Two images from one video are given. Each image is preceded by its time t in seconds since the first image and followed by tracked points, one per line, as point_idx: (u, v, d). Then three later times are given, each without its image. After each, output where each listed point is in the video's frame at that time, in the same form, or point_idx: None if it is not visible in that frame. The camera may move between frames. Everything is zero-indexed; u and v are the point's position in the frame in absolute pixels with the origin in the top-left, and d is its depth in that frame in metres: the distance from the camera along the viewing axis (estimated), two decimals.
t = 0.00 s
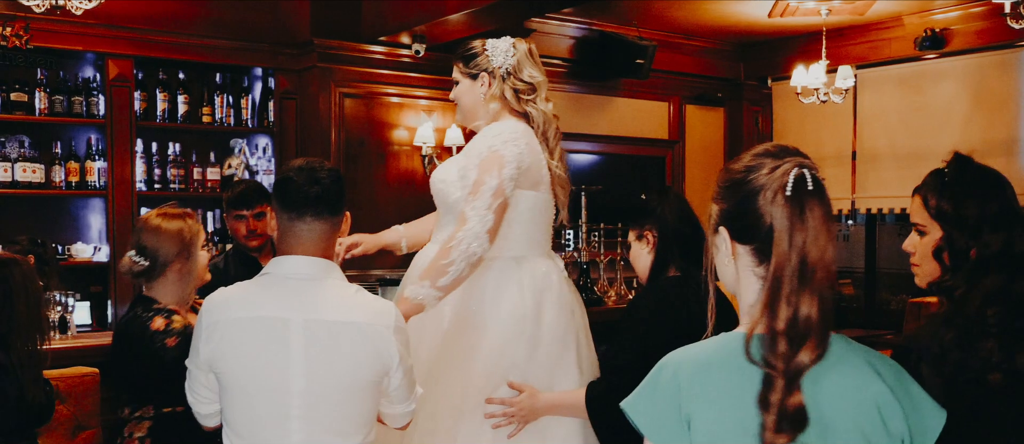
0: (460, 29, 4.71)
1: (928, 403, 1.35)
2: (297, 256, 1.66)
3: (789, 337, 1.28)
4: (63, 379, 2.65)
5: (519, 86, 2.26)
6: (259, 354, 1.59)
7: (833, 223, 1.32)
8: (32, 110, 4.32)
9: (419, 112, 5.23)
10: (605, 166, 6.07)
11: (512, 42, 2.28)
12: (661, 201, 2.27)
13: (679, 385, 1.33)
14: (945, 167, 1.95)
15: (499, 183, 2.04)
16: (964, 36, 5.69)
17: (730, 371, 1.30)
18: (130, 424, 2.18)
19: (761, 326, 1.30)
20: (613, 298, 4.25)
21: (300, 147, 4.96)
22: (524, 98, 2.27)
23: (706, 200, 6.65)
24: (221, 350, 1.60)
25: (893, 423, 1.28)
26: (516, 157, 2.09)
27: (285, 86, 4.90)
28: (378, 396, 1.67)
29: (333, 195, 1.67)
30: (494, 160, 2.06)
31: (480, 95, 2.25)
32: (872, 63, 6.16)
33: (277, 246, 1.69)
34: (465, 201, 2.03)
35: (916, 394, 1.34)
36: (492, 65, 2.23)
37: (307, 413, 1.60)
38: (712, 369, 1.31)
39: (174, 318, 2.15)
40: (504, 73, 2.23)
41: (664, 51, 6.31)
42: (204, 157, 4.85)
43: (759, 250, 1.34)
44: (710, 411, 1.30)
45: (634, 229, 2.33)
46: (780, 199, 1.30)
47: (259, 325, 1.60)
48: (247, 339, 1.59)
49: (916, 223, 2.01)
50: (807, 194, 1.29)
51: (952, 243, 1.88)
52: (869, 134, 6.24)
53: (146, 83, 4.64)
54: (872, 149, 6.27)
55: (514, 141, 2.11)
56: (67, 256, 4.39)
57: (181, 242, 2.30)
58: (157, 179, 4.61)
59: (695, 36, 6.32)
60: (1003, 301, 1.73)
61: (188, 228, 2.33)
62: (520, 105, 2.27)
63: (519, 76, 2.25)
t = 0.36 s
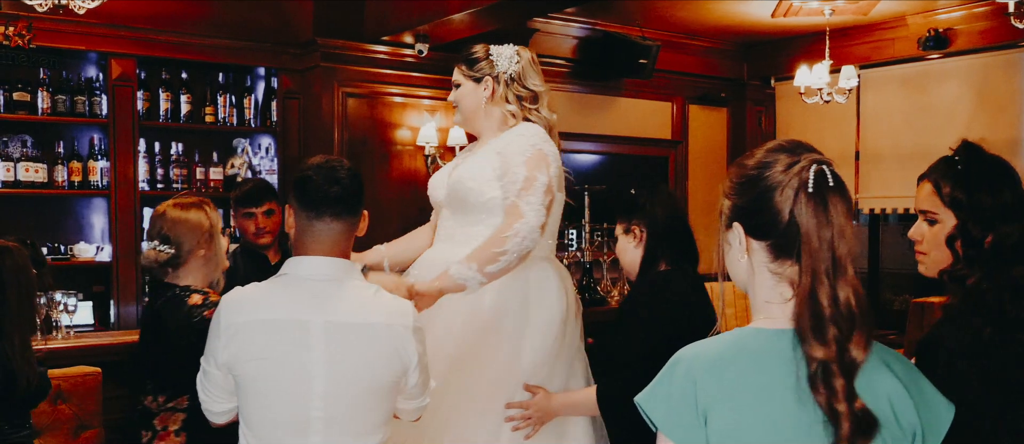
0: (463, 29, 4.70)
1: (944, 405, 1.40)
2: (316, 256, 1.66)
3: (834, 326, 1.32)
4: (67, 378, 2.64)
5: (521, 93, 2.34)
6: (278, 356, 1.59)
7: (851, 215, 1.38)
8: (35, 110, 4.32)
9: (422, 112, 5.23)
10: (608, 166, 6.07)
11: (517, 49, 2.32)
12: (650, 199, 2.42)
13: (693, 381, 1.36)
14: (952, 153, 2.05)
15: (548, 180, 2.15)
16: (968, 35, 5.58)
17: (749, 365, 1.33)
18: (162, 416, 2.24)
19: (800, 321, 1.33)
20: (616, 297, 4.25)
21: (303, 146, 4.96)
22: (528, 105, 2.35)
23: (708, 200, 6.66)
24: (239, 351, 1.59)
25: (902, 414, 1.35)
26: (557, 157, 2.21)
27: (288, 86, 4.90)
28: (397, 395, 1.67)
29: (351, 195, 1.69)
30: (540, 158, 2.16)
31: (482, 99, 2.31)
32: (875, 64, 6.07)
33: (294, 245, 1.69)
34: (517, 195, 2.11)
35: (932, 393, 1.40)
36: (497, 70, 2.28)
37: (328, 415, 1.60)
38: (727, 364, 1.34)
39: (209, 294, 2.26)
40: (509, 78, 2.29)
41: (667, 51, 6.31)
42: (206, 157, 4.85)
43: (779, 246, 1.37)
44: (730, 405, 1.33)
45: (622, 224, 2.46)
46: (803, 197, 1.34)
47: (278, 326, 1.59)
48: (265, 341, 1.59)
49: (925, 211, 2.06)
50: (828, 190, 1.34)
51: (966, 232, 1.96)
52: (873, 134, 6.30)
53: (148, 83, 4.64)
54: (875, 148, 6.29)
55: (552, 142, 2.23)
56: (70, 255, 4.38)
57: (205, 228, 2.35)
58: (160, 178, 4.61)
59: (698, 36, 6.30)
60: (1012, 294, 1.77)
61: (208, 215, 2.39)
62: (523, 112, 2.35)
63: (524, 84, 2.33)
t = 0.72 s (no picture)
0: (464, 29, 4.69)
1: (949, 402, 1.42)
2: (334, 255, 1.77)
3: (848, 323, 1.34)
4: (67, 377, 2.64)
5: (519, 93, 2.60)
6: (304, 356, 1.70)
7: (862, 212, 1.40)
8: (36, 110, 4.31)
9: (423, 112, 5.23)
10: (609, 166, 6.07)
11: (513, 52, 2.60)
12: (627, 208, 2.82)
13: (705, 377, 1.35)
14: (955, 154, 2.10)
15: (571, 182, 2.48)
16: (970, 35, 5.66)
17: (761, 362, 1.34)
18: (191, 412, 2.51)
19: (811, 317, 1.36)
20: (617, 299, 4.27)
21: (305, 147, 4.96)
22: (524, 103, 2.61)
23: (709, 200, 6.66)
24: (266, 352, 1.70)
25: (907, 408, 1.39)
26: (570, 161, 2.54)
27: (289, 86, 4.90)
28: (416, 389, 1.79)
29: (371, 195, 1.79)
30: (562, 161, 2.48)
31: (481, 97, 2.55)
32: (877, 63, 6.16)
33: (316, 246, 1.79)
34: (548, 194, 2.41)
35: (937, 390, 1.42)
36: (495, 70, 2.54)
37: (352, 411, 1.71)
38: (738, 360, 1.34)
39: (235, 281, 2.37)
40: (506, 79, 2.55)
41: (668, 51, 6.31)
42: (208, 157, 4.85)
43: (790, 245, 1.38)
44: (742, 402, 1.33)
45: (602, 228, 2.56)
46: (816, 194, 1.35)
47: (302, 327, 1.70)
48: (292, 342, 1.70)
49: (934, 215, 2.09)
50: (840, 188, 1.36)
51: (976, 234, 2.01)
52: (875, 136, 6.25)
53: (149, 83, 4.63)
54: (876, 149, 6.25)
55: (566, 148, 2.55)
56: (71, 255, 4.38)
57: (215, 223, 2.48)
58: (161, 179, 4.61)
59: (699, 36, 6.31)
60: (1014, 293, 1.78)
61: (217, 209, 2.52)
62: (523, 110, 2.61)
63: (519, 84, 2.60)
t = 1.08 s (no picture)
0: (466, 28, 4.69)
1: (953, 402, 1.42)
2: (357, 252, 1.74)
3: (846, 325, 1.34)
4: (71, 378, 2.64)
5: (520, 93, 2.59)
6: (324, 351, 1.68)
7: (869, 214, 1.39)
8: (38, 109, 4.31)
9: (425, 112, 5.23)
10: (611, 166, 6.01)
11: (512, 52, 2.58)
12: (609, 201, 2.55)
13: (711, 374, 1.34)
14: (945, 153, 2.13)
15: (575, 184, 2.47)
16: (972, 34, 5.64)
17: (765, 360, 1.34)
18: (203, 421, 2.51)
19: (816, 318, 1.35)
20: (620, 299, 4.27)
21: (306, 146, 4.96)
22: (524, 103, 2.61)
23: (711, 200, 6.67)
24: (285, 347, 1.68)
25: (913, 411, 1.38)
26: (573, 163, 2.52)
27: (290, 86, 4.89)
28: (436, 387, 1.77)
29: (397, 193, 1.77)
30: (566, 163, 2.47)
31: (484, 99, 2.53)
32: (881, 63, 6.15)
33: (339, 239, 1.77)
34: (555, 196, 2.40)
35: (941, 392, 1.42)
36: (498, 73, 2.53)
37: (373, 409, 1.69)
38: (744, 358, 1.34)
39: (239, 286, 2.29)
40: (509, 80, 2.54)
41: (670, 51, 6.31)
42: (210, 156, 4.85)
43: (796, 245, 1.37)
44: (747, 399, 1.33)
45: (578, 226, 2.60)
46: (823, 195, 1.34)
47: (322, 323, 1.68)
48: (312, 337, 1.68)
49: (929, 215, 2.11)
50: (847, 189, 1.36)
51: (976, 234, 2.03)
52: (877, 137, 6.27)
53: (151, 82, 4.62)
54: (878, 149, 6.27)
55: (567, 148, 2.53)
56: (72, 255, 4.38)
57: (213, 228, 2.48)
58: (163, 178, 4.60)
59: (700, 36, 6.32)
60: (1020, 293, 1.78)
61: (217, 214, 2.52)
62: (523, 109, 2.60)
63: (519, 84, 2.59)
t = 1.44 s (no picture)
0: (468, 28, 4.70)
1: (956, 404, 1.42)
2: (383, 251, 1.57)
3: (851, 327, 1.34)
4: (74, 376, 2.65)
5: (521, 90, 2.49)
6: (342, 348, 1.54)
7: (874, 215, 1.40)
8: (41, 109, 4.31)
9: (427, 111, 5.23)
10: (613, 166, 6.01)
11: (511, 46, 2.47)
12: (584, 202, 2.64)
13: (714, 377, 1.35)
14: (938, 159, 2.13)
15: (555, 178, 2.32)
16: (974, 34, 5.69)
17: (768, 363, 1.33)
18: (203, 423, 2.34)
19: (823, 320, 1.34)
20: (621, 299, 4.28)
21: (308, 145, 4.97)
22: (528, 101, 2.52)
23: (713, 199, 6.66)
24: (304, 339, 1.55)
25: (918, 421, 1.38)
26: (563, 159, 2.40)
27: (293, 85, 4.88)
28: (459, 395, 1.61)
29: (424, 189, 1.60)
30: (548, 156, 2.34)
31: (486, 99, 2.42)
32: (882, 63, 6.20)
33: (363, 236, 1.60)
34: (526, 190, 2.27)
35: (944, 396, 1.41)
36: (500, 71, 2.41)
37: (389, 414, 1.55)
38: (747, 360, 1.34)
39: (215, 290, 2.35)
40: (511, 78, 2.44)
41: (673, 50, 6.32)
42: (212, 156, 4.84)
43: (802, 247, 1.37)
44: (750, 401, 1.34)
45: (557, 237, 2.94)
46: (826, 197, 1.35)
47: (342, 318, 1.54)
48: (330, 331, 1.54)
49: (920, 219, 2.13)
50: (852, 191, 1.37)
51: (964, 236, 2.05)
52: (880, 135, 6.27)
53: (153, 81, 4.62)
54: (881, 149, 6.26)
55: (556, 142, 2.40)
56: (75, 254, 4.38)
57: (198, 231, 2.42)
58: (165, 178, 4.60)
59: (703, 35, 6.32)
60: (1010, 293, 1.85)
61: (204, 214, 2.43)
62: (526, 106, 2.51)
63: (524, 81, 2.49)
